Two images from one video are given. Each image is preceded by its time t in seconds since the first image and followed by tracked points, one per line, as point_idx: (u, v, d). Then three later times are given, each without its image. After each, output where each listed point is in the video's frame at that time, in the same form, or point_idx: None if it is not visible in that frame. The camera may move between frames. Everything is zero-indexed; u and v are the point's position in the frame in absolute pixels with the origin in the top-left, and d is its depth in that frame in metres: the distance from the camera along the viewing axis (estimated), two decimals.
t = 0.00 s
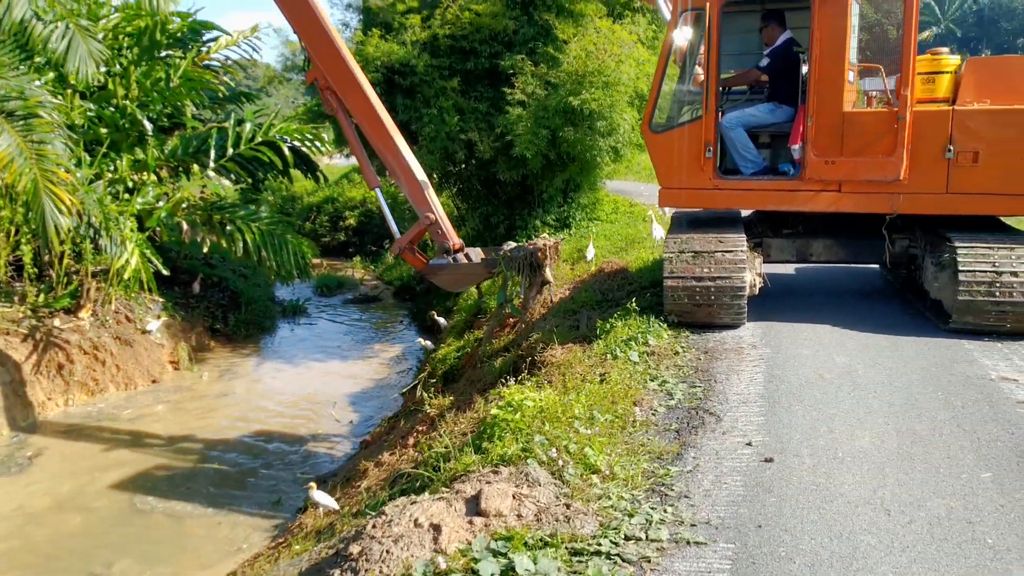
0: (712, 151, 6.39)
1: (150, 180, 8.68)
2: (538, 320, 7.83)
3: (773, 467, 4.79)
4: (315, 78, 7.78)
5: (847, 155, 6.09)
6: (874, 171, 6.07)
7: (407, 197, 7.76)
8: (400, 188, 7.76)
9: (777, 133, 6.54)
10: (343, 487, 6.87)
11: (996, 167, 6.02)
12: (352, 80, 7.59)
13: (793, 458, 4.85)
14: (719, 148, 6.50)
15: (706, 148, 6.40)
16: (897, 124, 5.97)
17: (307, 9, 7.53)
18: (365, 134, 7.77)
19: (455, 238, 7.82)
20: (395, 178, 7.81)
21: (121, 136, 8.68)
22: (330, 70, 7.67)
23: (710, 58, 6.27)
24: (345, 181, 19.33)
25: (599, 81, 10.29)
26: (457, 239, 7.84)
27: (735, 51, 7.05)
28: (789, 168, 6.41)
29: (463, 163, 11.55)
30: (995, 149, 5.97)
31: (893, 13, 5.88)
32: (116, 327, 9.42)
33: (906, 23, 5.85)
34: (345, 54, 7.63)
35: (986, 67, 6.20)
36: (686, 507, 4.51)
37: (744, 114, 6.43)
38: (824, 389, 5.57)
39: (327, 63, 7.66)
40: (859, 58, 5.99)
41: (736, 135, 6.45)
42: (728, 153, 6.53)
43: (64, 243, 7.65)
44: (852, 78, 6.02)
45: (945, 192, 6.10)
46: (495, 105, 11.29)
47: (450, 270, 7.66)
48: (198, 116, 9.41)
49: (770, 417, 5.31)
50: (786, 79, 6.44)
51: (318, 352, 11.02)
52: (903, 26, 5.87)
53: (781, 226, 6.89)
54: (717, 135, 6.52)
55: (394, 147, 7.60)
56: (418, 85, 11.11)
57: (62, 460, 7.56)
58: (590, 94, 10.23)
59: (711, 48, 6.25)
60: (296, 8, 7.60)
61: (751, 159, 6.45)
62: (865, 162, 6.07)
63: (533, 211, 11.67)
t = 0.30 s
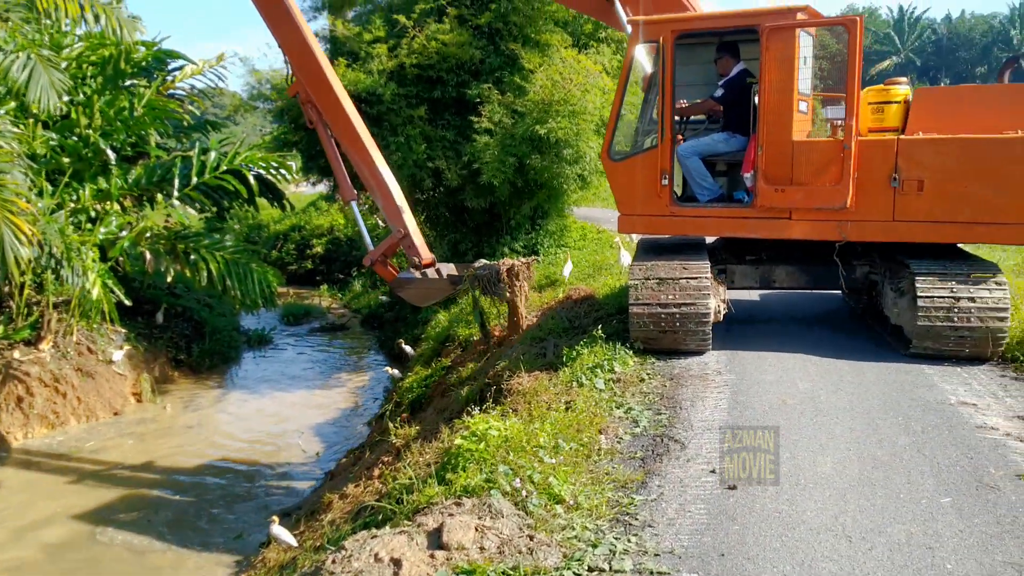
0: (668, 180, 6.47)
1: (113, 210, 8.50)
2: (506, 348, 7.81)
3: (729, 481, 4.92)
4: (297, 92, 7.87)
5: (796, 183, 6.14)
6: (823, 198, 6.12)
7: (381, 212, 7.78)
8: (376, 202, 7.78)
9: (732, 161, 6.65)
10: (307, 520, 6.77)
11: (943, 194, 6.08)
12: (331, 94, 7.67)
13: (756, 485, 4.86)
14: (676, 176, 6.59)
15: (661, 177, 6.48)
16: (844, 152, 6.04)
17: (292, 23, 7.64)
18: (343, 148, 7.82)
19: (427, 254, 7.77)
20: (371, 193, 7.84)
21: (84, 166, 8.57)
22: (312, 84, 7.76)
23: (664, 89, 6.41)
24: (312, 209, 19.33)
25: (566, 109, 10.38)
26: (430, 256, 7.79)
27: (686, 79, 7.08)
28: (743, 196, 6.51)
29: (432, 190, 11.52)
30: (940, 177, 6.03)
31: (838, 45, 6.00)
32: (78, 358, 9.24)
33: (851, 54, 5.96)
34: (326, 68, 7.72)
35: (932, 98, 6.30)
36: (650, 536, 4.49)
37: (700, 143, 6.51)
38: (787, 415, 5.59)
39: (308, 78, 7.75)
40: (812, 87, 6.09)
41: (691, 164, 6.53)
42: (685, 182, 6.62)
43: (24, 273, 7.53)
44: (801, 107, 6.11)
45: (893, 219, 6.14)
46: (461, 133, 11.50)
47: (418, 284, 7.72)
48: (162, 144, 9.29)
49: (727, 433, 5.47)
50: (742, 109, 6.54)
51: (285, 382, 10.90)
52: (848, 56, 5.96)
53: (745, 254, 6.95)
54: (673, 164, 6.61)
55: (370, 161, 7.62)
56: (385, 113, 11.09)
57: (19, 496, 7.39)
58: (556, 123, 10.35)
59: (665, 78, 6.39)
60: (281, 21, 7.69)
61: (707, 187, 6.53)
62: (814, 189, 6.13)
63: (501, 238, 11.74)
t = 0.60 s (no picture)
0: (625, 209, 6.57)
1: (77, 242, 8.34)
2: (474, 378, 7.77)
3: (727, 481, 5.20)
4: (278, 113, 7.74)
5: (746, 213, 6.15)
6: (772, 228, 6.13)
7: (359, 237, 7.62)
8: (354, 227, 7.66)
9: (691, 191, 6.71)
10: (273, 555, 6.65)
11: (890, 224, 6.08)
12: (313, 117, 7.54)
13: (723, 514, 4.85)
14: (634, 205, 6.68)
15: (619, 206, 6.58)
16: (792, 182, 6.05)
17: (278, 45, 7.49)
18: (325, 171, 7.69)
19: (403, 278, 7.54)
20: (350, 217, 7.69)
21: (47, 198, 8.48)
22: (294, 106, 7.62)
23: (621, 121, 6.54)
24: (279, 237, 19.26)
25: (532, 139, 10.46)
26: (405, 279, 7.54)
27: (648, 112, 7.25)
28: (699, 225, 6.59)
29: (399, 219, 11.57)
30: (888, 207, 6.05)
31: (787, 76, 6.01)
32: (40, 393, 9.03)
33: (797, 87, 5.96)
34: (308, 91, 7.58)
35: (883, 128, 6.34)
36: (618, 569, 4.45)
37: (657, 173, 6.59)
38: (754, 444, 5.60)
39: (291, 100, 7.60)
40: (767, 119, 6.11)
41: (649, 193, 6.61)
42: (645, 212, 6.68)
43: None
44: (755, 136, 6.11)
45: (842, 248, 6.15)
46: (429, 163, 11.57)
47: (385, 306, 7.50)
48: (127, 175, 9.21)
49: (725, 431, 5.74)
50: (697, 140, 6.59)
51: (251, 415, 10.76)
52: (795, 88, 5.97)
53: (711, 281, 7.02)
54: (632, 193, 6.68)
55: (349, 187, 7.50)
56: (353, 143, 11.17)
57: None
58: (524, 152, 10.45)
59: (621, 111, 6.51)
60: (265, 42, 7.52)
61: (665, 215, 6.62)
62: (764, 219, 6.14)
63: (470, 267, 11.76)
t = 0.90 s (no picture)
0: (589, 237, 6.58)
1: (40, 275, 7.77)
2: (443, 409, 7.71)
3: (727, 481, 5.42)
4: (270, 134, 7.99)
5: (701, 241, 6.19)
6: (725, 256, 6.16)
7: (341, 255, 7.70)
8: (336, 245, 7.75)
9: (654, 220, 6.74)
10: None
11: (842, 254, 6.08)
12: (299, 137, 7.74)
13: (693, 544, 4.79)
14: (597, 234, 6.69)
15: (583, 234, 6.59)
16: (744, 211, 6.08)
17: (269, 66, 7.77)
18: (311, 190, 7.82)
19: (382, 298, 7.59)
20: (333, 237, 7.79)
21: (10, 230, 8.01)
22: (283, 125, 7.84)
23: (582, 144, 6.54)
24: (246, 267, 19.12)
25: (501, 168, 10.62)
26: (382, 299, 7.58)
27: (614, 142, 7.28)
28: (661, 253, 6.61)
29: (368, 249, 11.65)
30: (838, 236, 6.06)
31: (741, 107, 6.06)
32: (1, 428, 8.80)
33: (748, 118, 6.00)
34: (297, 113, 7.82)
35: (837, 157, 6.34)
36: None
37: (618, 204, 6.67)
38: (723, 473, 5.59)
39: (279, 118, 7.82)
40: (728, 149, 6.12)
41: (611, 223, 6.67)
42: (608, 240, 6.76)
43: None
44: (714, 166, 6.13)
45: (795, 277, 6.16)
46: (398, 192, 11.64)
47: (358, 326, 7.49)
48: (92, 207, 9.08)
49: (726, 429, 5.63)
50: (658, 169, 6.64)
51: (218, 449, 10.57)
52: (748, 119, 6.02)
53: (679, 309, 7.06)
54: (594, 222, 6.73)
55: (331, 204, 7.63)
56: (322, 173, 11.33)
57: None
58: (493, 182, 10.52)
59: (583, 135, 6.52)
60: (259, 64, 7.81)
61: (629, 244, 6.66)
62: (717, 248, 6.17)
63: (439, 295, 11.75)
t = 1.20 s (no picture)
0: (559, 263, 6.61)
1: (11, 303, 7.54)
2: (420, 436, 7.65)
3: (728, 481, 5.71)
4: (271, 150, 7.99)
5: (666, 267, 6.22)
6: (690, 282, 6.18)
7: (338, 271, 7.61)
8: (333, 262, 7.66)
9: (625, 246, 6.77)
10: None
11: (803, 280, 6.08)
12: (299, 152, 7.72)
13: (672, 573, 4.68)
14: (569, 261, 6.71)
15: (552, 260, 6.62)
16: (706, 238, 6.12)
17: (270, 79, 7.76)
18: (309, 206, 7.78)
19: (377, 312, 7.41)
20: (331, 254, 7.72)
21: None
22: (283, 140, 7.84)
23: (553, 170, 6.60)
24: (221, 293, 18.98)
25: (478, 195, 10.68)
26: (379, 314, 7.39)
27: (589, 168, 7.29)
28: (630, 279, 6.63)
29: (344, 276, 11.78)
30: (797, 262, 6.07)
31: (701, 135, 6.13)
32: None
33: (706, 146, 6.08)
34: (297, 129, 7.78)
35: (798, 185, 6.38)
36: None
37: (587, 229, 6.72)
38: (701, 499, 5.54)
39: (278, 133, 7.82)
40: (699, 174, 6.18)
41: (582, 249, 6.70)
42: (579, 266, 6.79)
43: None
44: (682, 193, 6.17)
45: (757, 302, 6.17)
46: (375, 219, 11.72)
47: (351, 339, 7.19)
48: (66, 234, 8.94)
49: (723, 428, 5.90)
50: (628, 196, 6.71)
51: (192, 479, 10.40)
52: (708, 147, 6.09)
53: (656, 335, 7.07)
54: (566, 249, 6.76)
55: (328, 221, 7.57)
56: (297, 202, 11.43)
57: None
58: (469, 208, 10.58)
59: (554, 162, 6.58)
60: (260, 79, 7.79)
61: (600, 270, 6.66)
62: (681, 274, 6.20)
63: (416, 322, 11.73)
